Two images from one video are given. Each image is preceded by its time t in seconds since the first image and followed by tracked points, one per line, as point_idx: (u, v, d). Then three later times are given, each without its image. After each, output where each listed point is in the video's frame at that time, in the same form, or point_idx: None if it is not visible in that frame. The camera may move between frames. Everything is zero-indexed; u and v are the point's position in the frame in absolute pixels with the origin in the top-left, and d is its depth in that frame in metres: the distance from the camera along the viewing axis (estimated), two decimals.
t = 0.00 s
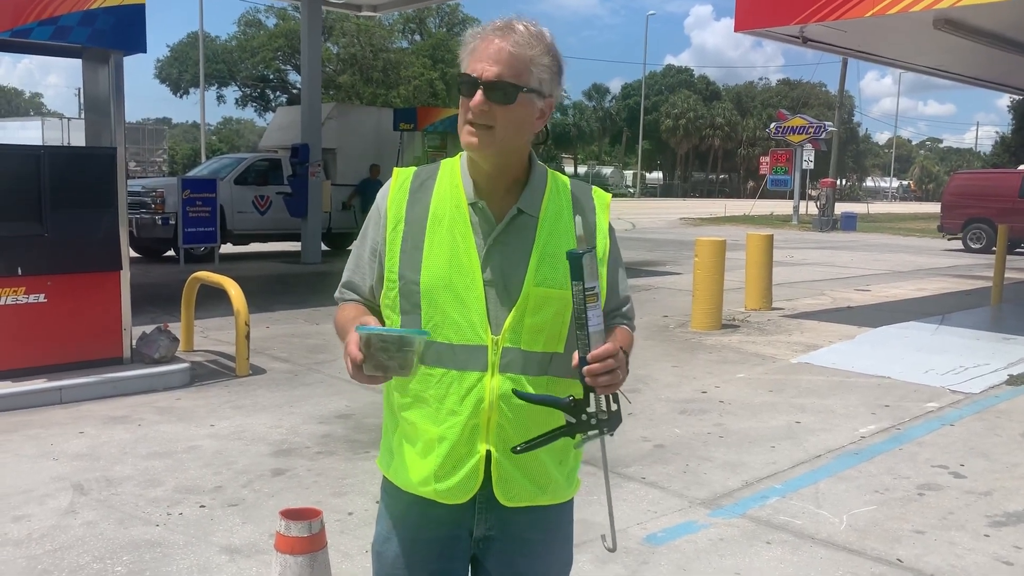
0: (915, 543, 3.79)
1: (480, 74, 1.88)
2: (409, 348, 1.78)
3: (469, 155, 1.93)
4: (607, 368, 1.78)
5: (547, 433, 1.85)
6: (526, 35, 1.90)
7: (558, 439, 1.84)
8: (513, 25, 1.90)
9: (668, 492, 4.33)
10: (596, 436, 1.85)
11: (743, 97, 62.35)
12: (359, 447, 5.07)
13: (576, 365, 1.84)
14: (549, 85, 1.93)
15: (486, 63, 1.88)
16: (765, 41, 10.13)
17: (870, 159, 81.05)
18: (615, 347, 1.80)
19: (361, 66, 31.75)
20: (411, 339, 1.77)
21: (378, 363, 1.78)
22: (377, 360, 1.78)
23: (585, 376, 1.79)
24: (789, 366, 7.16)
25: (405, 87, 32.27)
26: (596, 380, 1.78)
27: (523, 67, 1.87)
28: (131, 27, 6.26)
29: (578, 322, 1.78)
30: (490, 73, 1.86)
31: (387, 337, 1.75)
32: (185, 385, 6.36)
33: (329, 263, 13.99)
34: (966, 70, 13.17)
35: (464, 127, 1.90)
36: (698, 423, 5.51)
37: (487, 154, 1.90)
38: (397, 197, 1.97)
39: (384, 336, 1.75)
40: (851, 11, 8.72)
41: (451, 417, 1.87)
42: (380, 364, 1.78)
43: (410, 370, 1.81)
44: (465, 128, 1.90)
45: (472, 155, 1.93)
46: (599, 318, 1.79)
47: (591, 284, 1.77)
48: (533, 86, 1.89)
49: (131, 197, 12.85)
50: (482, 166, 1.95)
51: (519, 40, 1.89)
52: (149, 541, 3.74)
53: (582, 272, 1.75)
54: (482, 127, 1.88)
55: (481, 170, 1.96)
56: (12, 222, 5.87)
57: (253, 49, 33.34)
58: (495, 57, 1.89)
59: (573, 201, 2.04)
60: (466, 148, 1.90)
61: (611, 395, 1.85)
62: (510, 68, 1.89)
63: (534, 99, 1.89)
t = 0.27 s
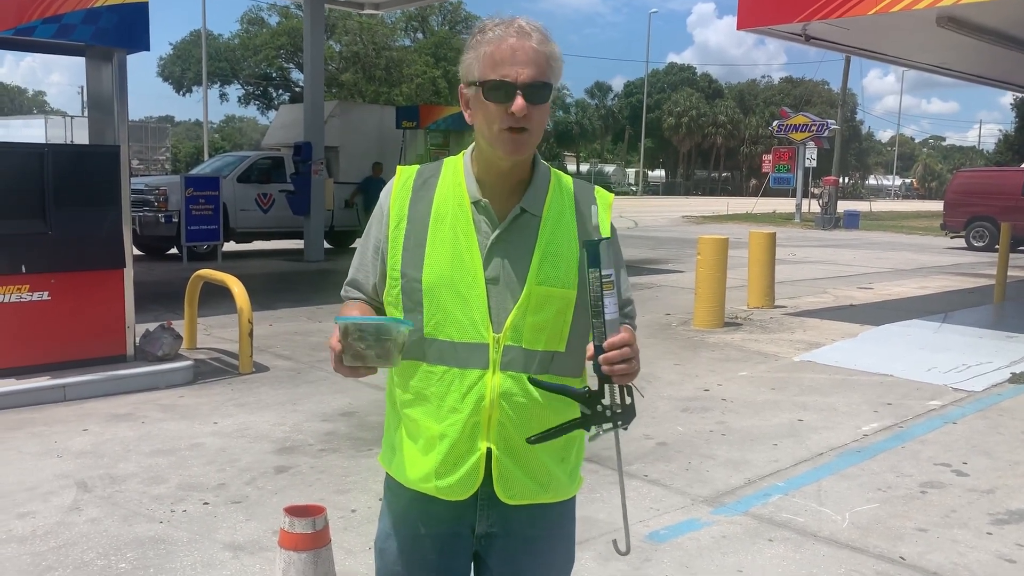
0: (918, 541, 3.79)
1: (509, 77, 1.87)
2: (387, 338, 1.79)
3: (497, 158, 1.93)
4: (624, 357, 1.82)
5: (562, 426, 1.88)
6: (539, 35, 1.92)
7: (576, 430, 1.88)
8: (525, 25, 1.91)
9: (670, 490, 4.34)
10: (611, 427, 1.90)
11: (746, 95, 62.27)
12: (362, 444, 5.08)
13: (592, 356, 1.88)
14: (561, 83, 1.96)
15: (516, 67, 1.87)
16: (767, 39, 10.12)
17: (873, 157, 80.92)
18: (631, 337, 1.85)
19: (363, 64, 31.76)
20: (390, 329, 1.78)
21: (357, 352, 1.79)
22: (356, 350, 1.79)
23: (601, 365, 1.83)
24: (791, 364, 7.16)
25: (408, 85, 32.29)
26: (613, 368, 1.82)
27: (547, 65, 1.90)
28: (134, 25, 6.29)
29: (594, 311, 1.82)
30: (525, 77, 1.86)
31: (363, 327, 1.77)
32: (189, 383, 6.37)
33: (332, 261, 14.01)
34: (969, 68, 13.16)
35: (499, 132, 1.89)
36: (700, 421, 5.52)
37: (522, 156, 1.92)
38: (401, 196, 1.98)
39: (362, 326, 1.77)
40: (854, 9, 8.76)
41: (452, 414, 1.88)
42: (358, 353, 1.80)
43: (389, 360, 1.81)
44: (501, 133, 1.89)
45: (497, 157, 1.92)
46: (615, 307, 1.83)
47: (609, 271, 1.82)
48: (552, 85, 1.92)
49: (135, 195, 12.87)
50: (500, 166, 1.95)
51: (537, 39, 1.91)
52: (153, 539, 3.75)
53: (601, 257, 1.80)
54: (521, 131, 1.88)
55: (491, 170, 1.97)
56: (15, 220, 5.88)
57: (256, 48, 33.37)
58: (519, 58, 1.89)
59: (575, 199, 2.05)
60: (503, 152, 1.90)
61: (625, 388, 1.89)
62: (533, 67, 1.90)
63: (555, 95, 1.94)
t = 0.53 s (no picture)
0: (920, 539, 3.79)
1: (510, 77, 1.88)
2: (383, 373, 1.79)
3: (499, 156, 1.93)
4: (635, 377, 1.83)
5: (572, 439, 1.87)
6: (540, 34, 1.92)
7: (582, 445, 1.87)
8: (526, 24, 1.91)
9: (673, 489, 4.35)
10: (616, 443, 1.89)
11: (749, 93, 62.20)
12: (366, 443, 5.09)
13: (603, 373, 1.89)
14: (563, 82, 1.96)
15: (515, 66, 1.88)
16: (770, 38, 10.12)
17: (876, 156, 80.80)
18: (641, 357, 1.86)
19: (366, 63, 31.80)
20: (387, 365, 1.78)
21: (356, 388, 1.81)
22: (353, 384, 1.81)
23: (613, 385, 1.83)
24: (794, 363, 7.16)
25: (410, 84, 32.30)
26: (624, 389, 1.83)
27: (548, 64, 1.90)
28: (137, 25, 6.31)
29: (609, 331, 1.82)
30: (525, 76, 1.87)
31: (360, 363, 1.78)
32: (192, 381, 6.39)
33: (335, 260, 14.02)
34: (973, 67, 13.14)
35: (500, 131, 1.89)
36: (703, 420, 5.52)
37: (524, 155, 1.92)
38: (405, 198, 1.98)
39: (360, 362, 1.78)
40: (858, 7, 8.75)
41: (458, 415, 1.89)
42: (357, 389, 1.81)
43: (385, 395, 1.81)
44: (501, 132, 1.89)
45: (501, 157, 1.93)
46: (630, 327, 1.83)
47: (627, 293, 1.81)
48: (554, 84, 1.93)
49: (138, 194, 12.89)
50: (503, 167, 1.96)
51: (537, 38, 1.91)
52: (157, 536, 3.77)
53: (620, 281, 1.78)
54: (522, 129, 1.88)
55: (494, 171, 1.98)
56: (19, 219, 5.89)
57: (258, 46, 33.40)
58: (520, 59, 1.89)
59: (579, 200, 2.05)
60: (506, 153, 1.90)
61: (632, 404, 1.90)
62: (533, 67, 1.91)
63: (557, 94, 1.94)
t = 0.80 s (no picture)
0: (924, 539, 3.79)
1: (513, 73, 1.88)
2: (397, 363, 1.79)
3: (503, 153, 1.92)
4: (634, 375, 1.83)
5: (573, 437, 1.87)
6: (544, 30, 1.92)
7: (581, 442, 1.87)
8: (530, 19, 1.91)
9: (676, 487, 4.35)
10: (615, 441, 1.89)
11: (752, 92, 62.11)
12: (369, 441, 5.10)
13: (602, 370, 1.89)
14: (567, 79, 1.96)
15: (519, 62, 1.88)
16: (774, 36, 10.10)
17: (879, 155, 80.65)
18: (640, 355, 1.86)
19: (369, 61, 31.80)
20: (400, 355, 1.78)
21: (369, 380, 1.80)
22: (367, 376, 1.80)
23: (612, 382, 1.83)
24: (797, 362, 7.16)
25: (413, 82, 32.29)
26: (623, 386, 1.83)
27: (552, 60, 1.90)
28: (140, 22, 6.30)
29: (607, 328, 1.81)
30: (528, 72, 1.87)
31: (374, 355, 1.77)
32: (195, 379, 6.40)
33: (337, 258, 14.03)
34: (977, 65, 13.10)
35: (505, 127, 1.89)
36: (706, 419, 5.52)
37: (528, 152, 1.92)
38: (410, 195, 1.98)
39: (373, 353, 1.77)
40: (863, 5, 8.73)
41: (463, 413, 1.89)
42: (370, 380, 1.80)
43: (400, 385, 1.81)
44: (505, 128, 1.89)
45: (504, 153, 1.92)
46: (629, 325, 1.82)
47: (624, 290, 1.80)
48: (557, 80, 1.93)
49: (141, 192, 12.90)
50: (508, 164, 1.95)
51: (541, 33, 1.91)
52: (160, 534, 3.77)
53: (617, 278, 1.78)
54: (527, 125, 1.88)
55: (499, 168, 1.97)
56: (23, 217, 5.91)
57: (261, 44, 33.42)
58: (523, 54, 1.89)
59: (583, 198, 2.05)
60: (509, 148, 1.90)
61: (631, 403, 1.89)
62: (537, 62, 1.91)
63: (561, 90, 1.94)
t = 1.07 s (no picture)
0: (927, 537, 3.79)
1: (515, 64, 1.88)
2: (395, 334, 1.81)
3: (505, 145, 1.92)
4: (639, 358, 1.82)
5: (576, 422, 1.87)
6: (546, 23, 1.92)
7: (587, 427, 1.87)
8: (532, 13, 1.92)
9: (679, 485, 4.35)
10: (624, 425, 1.89)
11: (755, 90, 62.00)
12: (372, 438, 5.11)
13: (607, 355, 1.89)
14: (570, 71, 1.96)
15: (521, 53, 1.88)
16: (778, 34, 10.09)
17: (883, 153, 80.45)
18: (646, 337, 1.86)
19: (372, 59, 31.78)
20: (399, 325, 1.80)
21: (367, 347, 1.83)
22: (366, 344, 1.83)
23: (617, 366, 1.83)
24: (801, 361, 7.15)
25: (416, 80, 32.24)
26: (629, 369, 1.82)
27: (554, 52, 1.90)
28: (145, 19, 6.30)
29: (612, 311, 1.82)
30: (530, 62, 1.87)
31: (374, 324, 1.80)
32: (199, 376, 6.41)
33: (341, 256, 14.04)
34: (982, 63, 13.08)
35: (507, 117, 1.89)
36: (709, 417, 5.52)
37: (530, 144, 1.91)
38: (414, 191, 1.99)
39: (372, 322, 1.80)
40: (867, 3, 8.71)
41: (466, 409, 1.89)
42: (368, 348, 1.83)
43: (398, 356, 1.84)
44: (507, 119, 1.89)
45: (507, 146, 1.92)
46: (633, 308, 1.82)
47: (627, 273, 1.80)
48: (560, 72, 1.92)
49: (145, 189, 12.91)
50: (511, 157, 1.95)
51: (544, 26, 1.91)
52: (164, 530, 3.79)
53: (620, 260, 1.78)
54: (528, 116, 1.88)
55: (502, 162, 1.97)
56: (27, 214, 5.93)
57: (265, 42, 33.41)
58: (525, 46, 1.89)
59: (587, 193, 2.05)
60: (511, 140, 1.90)
61: (638, 386, 1.89)
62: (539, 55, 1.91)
63: (563, 83, 1.94)
